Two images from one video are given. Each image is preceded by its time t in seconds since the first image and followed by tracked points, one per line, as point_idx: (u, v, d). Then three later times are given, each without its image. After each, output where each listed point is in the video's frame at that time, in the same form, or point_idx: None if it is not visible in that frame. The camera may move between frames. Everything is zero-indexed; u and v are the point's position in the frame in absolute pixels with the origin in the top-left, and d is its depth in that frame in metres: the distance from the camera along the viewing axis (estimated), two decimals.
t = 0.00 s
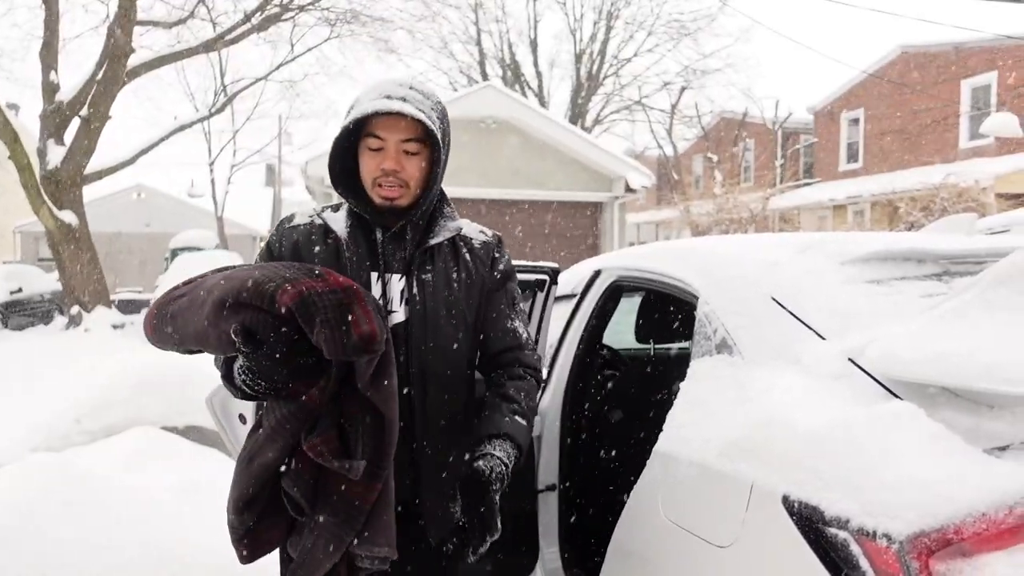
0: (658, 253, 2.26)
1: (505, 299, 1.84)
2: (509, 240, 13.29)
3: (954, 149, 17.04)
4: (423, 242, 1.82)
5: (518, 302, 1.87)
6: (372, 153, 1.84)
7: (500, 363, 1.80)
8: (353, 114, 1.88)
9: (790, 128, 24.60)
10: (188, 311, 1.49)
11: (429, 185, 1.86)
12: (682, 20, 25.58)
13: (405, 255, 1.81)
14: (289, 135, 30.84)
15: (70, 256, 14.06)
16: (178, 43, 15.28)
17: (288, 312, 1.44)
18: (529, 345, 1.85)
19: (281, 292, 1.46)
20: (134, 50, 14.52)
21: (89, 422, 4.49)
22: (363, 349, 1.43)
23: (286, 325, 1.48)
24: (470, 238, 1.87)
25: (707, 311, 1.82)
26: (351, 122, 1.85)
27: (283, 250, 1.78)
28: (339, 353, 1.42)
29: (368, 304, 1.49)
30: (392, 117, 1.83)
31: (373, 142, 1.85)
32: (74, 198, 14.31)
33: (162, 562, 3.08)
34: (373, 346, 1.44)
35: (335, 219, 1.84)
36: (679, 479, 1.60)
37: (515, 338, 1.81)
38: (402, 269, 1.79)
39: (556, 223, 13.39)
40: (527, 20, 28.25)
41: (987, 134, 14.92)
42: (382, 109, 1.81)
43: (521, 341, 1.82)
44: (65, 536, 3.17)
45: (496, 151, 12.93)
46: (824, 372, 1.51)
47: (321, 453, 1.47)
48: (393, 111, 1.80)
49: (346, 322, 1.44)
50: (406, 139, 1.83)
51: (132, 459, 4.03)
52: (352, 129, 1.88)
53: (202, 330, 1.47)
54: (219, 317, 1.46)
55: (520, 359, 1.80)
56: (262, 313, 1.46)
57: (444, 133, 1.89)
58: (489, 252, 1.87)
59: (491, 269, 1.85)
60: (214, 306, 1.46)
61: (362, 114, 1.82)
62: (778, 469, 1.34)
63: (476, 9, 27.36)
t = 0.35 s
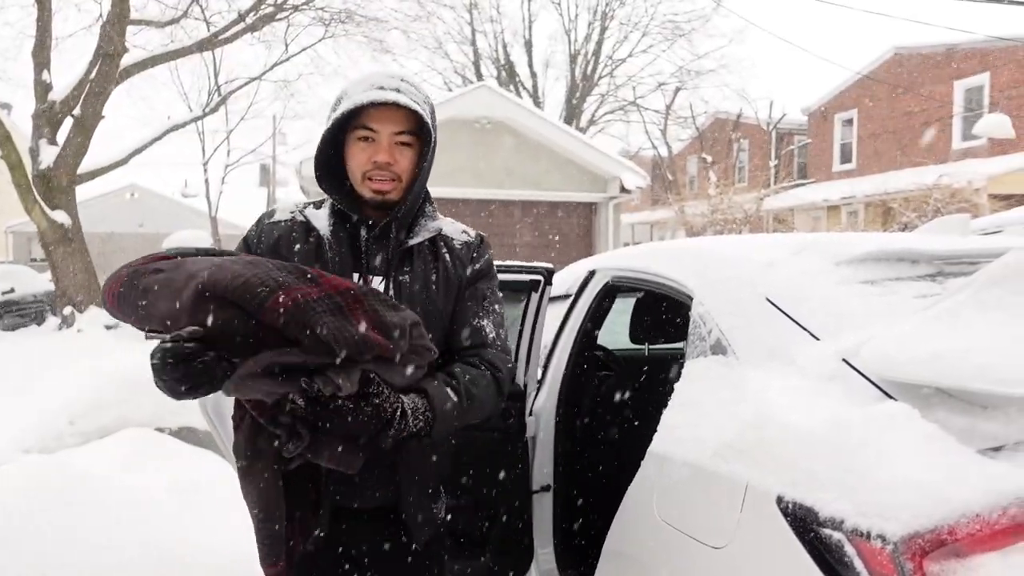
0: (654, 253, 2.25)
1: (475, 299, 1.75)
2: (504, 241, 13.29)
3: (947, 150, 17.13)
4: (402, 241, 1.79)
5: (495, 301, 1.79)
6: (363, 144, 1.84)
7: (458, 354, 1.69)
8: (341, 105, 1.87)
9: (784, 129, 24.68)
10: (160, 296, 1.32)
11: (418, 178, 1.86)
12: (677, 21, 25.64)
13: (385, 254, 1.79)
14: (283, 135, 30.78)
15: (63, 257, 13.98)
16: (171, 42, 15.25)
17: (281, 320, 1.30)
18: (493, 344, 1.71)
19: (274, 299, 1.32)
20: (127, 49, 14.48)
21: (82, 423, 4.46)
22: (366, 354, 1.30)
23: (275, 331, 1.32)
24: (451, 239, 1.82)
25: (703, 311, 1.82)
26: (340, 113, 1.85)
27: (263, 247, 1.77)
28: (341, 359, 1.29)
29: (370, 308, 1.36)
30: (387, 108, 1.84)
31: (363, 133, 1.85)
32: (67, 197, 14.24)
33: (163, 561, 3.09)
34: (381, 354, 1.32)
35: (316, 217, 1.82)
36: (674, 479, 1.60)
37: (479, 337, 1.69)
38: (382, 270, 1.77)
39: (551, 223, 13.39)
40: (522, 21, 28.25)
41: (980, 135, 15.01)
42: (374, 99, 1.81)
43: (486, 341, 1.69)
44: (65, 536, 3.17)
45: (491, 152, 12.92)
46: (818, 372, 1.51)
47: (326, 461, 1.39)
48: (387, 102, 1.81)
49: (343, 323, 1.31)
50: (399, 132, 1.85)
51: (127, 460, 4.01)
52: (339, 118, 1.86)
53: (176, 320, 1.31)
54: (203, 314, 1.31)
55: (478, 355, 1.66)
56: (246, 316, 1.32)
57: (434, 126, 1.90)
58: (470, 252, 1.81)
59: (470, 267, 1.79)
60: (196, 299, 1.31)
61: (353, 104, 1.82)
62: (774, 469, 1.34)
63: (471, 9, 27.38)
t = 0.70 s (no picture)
0: (648, 254, 2.25)
1: (446, 290, 1.78)
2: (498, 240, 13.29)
3: (940, 150, 17.18)
4: (362, 238, 1.77)
5: (465, 294, 1.81)
6: (318, 137, 1.83)
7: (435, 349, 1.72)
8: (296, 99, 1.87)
9: (778, 130, 24.72)
10: (99, 379, 1.34)
11: (375, 169, 1.84)
12: (671, 21, 25.67)
13: (345, 252, 1.76)
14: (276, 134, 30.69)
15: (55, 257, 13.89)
16: (164, 41, 15.19)
17: (198, 364, 1.29)
18: (468, 336, 1.75)
19: (179, 344, 1.30)
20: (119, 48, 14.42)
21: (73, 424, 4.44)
22: (284, 356, 1.31)
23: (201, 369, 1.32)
24: (414, 234, 1.82)
25: (696, 313, 1.82)
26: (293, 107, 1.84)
27: (219, 257, 1.73)
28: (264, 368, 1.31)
29: (276, 310, 1.36)
30: (342, 100, 1.84)
31: (317, 125, 1.84)
32: (59, 196, 14.17)
33: (161, 561, 3.09)
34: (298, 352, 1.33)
35: (270, 221, 1.79)
36: (667, 480, 1.60)
37: (454, 329, 1.73)
38: (342, 269, 1.75)
39: (545, 223, 13.40)
40: (516, 20, 28.24)
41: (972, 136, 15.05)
42: (330, 91, 1.82)
43: (461, 332, 1.73)
44: (63, 537, 3.17)
45: (485, 152, 12.91)
46: (811, 374, 1.51)
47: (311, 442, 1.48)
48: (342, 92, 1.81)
49: (254, 339, 1.31)
50: (354, 124, 1.84)
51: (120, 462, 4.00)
52: (295, 113, 1.87)
53: (125, 392, 1.33)
54: (141, 378, 1.32)
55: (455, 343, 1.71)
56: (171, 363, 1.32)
57: (392, 118, 1.89)
58: (434, 246, 1.82)
59: (435, 261, 1.81)
60: (130, 368, 1.32)
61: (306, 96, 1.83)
62: (767, 469, 1.34)
63: (465, 9, 27.36)
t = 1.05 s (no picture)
0: (645, 255, 2.25)
1: (465, 290, 1.81)
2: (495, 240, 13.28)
3: (936, 150, 17.23)
4: (366, 237, 1.81)
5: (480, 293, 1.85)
6: (319, 136, 1.89)
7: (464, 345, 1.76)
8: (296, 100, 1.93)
9: (775, 130, 24.78)
10: (93, 360, 1.49)
11: (375, 165, 1.87)
12: (668, 21, 25.68)
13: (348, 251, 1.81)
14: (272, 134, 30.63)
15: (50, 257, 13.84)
16: (160, 41, 15.16)
17: (168, 354, 1.43)
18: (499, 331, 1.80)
19: (155, 334, 1.44)
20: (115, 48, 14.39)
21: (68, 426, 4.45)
22: (245, 353, 1.43)
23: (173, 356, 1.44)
24: (423, 234, 1.85)
25: (693, 313, 1.83)
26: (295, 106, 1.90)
27: (227, 260, 1.81)
28: (225, 364, 1.42)
29: (247, 309, 1.48)
30: (339, 99, 1.89)
31: (317, 125, 1.90)
32: (54, 196, 14.13)
33: (160, 560, 3.10)
34: (259, 348, 1.44)
35: (275, 222, 1.86)
36: (665, 479, 1.60)
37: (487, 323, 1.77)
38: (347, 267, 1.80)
39: (542, 223, 13.40)
40: (513, 21, 28.27)
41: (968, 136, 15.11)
42: (327, 90, 1.87)
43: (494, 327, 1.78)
44: (62, 537, 3.17)
45: (482, 152, 12.92)
46: (809, 374, 1.51)
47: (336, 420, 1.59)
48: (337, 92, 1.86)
49: (221, 336, 1.44)
50: (351, 122, 1.89)
51: (116, 461, 4.00)
52: (297, 114, 1.93)
53: (112, 379, 1.47)
54: (126, 365, 1.46)
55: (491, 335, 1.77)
56: (151, 352, 1.46)
57: (390, 113, 1.92)
58: (443, 244, 1.85)
59: (449, 261, 1.83)
60: (118, 352, 1.46)
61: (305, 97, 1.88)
62: (764, 469, 1.35)
63: (462, 9, 27.37)
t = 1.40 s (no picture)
0: (643, 254, 2.25)
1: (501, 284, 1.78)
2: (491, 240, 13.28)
3: (931, 151, 17.27)
4: (415, 236, 1.83)
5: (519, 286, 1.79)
6: (376, 135, 1.92)
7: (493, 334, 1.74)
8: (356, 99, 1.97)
9: (771, 130, 24.86)
10: (146, 345, 1.56)
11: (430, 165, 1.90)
12: (664, 21, 25.68)
13: (397, 248, 1.84)
14: (269, 134, 30.60)
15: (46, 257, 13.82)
16: (156, 41, 15.14)
17: (215, 343, 1.48)
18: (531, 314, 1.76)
19: (205, 323, 1.49)
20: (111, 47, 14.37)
21: (67, 426, 4.46)
22: (288, 349, 1.47)
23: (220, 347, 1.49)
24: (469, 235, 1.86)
25: (689, 313, 1.83)
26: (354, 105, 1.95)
27: (278, 253, 1.86)
28: (268, 357, 1.47)
29: (294, 306, 1.52)
30: (398, 99, 1.93)
31: (376, 124, 1.94)
32: (50, 196, 14.10)
33: (160, 561, 3.10)
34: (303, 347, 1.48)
35: (328, 219, 1.91)
36: (662, 478, 1.61)
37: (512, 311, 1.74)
38: (394, 264, 1.82)
39: (539, 222, 13.43)
40: (510, 20, 28.26)
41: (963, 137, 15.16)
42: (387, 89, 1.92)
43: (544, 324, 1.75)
44: (61, 537, 3.18)
45: (479, 152, 12.93)
46: (804, 374, 1.52)
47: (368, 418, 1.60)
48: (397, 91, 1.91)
49: (265, 331, 1.48)
50: (409, 121, 1.93)
51: (114, 461, 4.01)
52: (355, 113, 1.98)
53: (162, 360, 1.54)
54: (176, 350, 1.52)
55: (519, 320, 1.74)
56: (201, 341, 1.51)
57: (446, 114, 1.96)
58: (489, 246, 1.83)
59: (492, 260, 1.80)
60: (169, 338, 1.52)
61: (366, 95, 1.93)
62: (759, 469, 1.36)
63: (459, 9, 27.34)
